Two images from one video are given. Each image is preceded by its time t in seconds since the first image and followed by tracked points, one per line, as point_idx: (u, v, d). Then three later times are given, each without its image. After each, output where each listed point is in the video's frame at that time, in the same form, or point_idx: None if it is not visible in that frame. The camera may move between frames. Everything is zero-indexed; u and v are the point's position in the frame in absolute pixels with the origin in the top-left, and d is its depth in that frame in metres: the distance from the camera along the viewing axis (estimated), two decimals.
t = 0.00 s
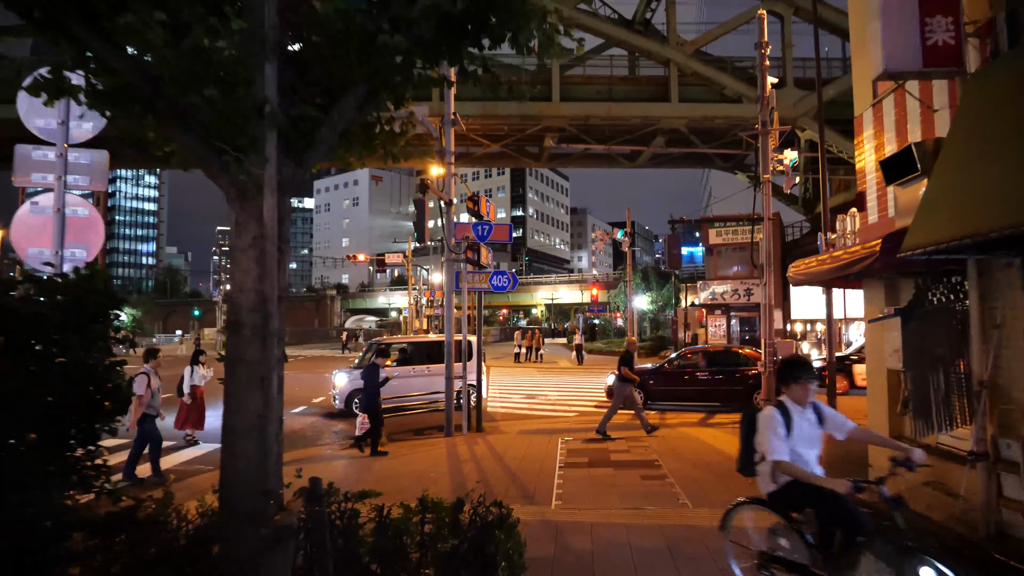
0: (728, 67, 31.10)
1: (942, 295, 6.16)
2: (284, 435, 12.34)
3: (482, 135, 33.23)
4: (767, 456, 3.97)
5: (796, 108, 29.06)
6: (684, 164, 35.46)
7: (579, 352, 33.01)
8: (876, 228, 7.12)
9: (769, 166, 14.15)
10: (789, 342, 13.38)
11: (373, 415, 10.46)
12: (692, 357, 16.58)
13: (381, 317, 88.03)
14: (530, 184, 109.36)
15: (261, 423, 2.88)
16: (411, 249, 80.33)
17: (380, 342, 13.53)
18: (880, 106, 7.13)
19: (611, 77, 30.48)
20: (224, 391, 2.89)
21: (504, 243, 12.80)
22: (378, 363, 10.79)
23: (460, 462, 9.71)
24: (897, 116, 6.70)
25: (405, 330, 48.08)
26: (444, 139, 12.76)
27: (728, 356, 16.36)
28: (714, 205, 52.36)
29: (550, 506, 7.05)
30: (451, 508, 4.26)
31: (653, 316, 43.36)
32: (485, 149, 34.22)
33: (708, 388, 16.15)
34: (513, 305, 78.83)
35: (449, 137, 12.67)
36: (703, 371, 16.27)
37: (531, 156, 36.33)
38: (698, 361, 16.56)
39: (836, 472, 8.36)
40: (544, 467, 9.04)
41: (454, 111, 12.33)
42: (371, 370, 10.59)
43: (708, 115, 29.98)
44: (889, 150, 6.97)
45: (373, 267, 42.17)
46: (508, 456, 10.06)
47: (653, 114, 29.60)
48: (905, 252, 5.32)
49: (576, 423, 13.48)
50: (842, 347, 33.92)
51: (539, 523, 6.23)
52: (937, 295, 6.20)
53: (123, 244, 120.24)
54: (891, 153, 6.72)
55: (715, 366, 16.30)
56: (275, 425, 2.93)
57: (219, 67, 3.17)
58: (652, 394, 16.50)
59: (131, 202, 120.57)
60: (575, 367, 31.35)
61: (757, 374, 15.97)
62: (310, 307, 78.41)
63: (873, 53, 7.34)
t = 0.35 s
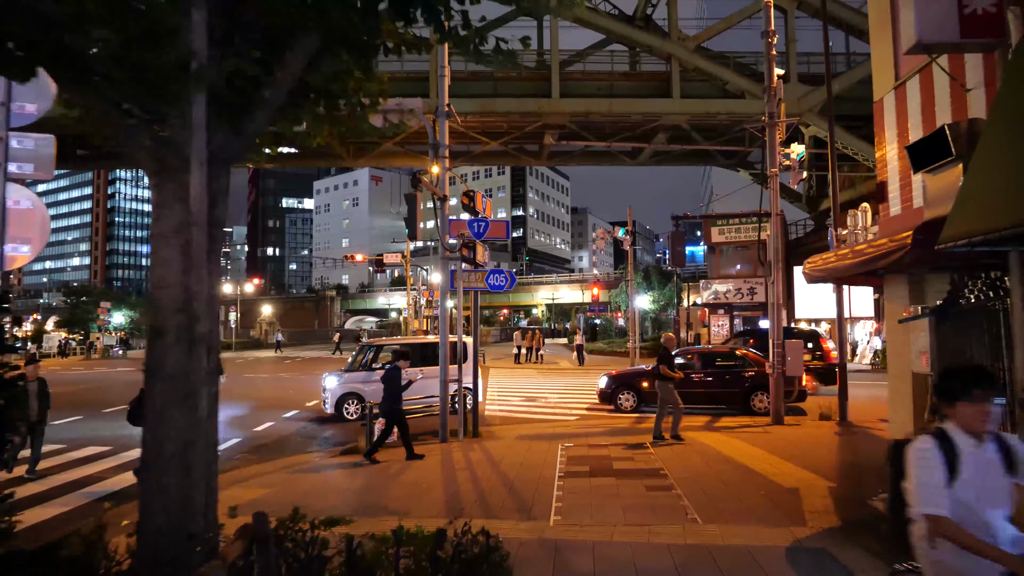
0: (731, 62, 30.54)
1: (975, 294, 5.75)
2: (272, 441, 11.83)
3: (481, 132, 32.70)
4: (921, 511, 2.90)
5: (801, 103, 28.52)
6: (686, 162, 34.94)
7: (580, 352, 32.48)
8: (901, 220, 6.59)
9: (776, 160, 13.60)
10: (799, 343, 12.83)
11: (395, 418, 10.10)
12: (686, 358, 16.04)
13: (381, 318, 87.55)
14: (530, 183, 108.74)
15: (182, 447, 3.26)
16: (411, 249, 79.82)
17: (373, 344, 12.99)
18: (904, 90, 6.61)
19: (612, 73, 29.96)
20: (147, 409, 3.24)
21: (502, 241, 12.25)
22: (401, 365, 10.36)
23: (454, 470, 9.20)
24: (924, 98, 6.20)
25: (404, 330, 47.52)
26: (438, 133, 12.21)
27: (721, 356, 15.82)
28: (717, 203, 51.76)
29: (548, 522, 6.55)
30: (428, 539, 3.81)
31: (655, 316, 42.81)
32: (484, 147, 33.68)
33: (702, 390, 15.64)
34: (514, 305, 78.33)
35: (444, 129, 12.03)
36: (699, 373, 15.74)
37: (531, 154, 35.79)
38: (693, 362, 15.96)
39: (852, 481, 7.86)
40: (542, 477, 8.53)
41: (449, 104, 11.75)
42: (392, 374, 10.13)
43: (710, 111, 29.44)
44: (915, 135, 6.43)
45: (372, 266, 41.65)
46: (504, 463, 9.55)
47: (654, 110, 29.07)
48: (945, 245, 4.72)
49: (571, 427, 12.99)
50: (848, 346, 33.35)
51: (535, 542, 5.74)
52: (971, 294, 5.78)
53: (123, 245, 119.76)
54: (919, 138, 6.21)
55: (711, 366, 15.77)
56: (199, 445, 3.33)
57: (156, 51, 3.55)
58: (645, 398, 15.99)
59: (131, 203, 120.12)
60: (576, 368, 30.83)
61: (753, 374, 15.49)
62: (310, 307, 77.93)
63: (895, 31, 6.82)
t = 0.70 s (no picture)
0: (734, 58, 30.04)
1: (1013, 285, 5.22)
2: (258, 444, 11.34)
3: (480, 129, 32.20)
4: None
5: (805, 99, 28.03)
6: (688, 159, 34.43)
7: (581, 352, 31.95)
8: (924, 208, 6.11)
9: (784, 153, 13.09)
10: (807, 344, 12.33)
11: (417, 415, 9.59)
12: (682, 358, 15.53)
13: (381, 318, 87.11)
14: (531, 183, 108.20)
15: (63, 467, 3.22)
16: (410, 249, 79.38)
17: (364, 343, 12.54)
18: (927, 67, 6.12)
19: (613, 68, 29.47)
20: (31, 424, 3.19)
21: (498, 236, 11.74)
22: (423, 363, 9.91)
23: (445, 475, 8.71)
24: (952, 74, 5.70)
25: (403, 331, 46.97)
26: (432, 123, 11.69)
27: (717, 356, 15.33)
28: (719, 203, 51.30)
29: (544, 534, 6.10)
30: (397, 568, 3.36)
31: (656, 315, 42.30)
32: (483, 144, 33.23)
33: (696, 392, 15.15)
34: (514, 305, 77.95)
35: (436, 118, 11.50)
36: (694, 374, 15.22)
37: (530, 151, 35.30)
38: (689, 364, 15.43)
39: (867, 489, 7.36)
40: (537, 483, 8.04)
41: (442, 93, 11.37)
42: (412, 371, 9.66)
43: (713, 108, 28.91)
44: (939, 115, 5.93)
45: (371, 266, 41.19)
46: (498, 468, 9.06)
47: (655, 106, 28.58)
48: (984, 229, 4.22)
49: (564, 429, 12.50)
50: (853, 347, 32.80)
51: (528, 557, 5.30)
52: (1007, 285, 5.26)
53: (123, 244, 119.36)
54: (944, 119, 5.72)
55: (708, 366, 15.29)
56: (85, 465, 3.27)
57: None
58: (638, 398, 15.56)
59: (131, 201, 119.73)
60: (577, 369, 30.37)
61: (751, 376, 15.00)
62: (309, 306, 77.45)
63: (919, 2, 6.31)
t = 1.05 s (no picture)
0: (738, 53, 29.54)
1: None
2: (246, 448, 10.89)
3: (480, 126, 31.71)
4: None
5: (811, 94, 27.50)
6: (692, 157, 33.94)
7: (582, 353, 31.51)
8: (956, 197, 5.62)
9: (794, 145, 12.58)
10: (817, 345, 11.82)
11: (443, 419, 9.11)
12: (682, 359, 15.03)
13: (382, 318, 86.61)
14: (532, 182, 107.70)
15: None
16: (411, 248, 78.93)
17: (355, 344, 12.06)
18: (960, 44, 5.63)
19: (615, 64, 28.98)
20: None
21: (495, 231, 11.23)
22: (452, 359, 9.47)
23: (438, 483, 8.21)
24: (990, 49, 5.20)
25: (403, 331, 46.49)
26: (425, 114, 11.18)
27: (717, 357, 14.83)
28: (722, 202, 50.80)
29: (541, 551, 5.60)
30: None
31: (659, 315, 41.74)
32: (483, 142, 32.76)
33: (696, 394, 14.63)
34: (515, 305, 77.45)
35: (431, 109, 11.03)
36: (694, 375, 14.72)
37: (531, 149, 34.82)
38: (690, 365, 14.97)
39: (886, 500, 6.87)
40: (534, 493, 7.55)
41: (439, 83, 10.86)
42: (439, 371, 9.22)
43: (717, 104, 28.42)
44: (974, 96, 5.43)
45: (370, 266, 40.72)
46: (494, 476, 8.58)
47: (658, 102, 28.06)
48: None
49: (562, 433, 12.01)
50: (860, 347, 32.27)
51: None
52: None
53: (125, 244, 119.17)
54: (981, 99, 5.22)
55: (709, 367, 14.79)
56: None
57: None
58: (637, 401, 15.07)
59: (132, 201, 119.68)
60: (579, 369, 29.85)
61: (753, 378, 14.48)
62: (310, 306, 77.09)
63: None
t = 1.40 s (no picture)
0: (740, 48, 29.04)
1: None
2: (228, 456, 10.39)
3: (477, 123, 31.17)
4: None
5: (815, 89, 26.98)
6: (693, 154, 33.42)
7: (583, 354, 30.99)
8: (991, 186, 5.16)
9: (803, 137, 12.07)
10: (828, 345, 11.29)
11: (471, 423, 8.69)
12: (681, 361, 14.55)
13: (381, 318, 85.94)
14: (531, 181, 107.19)
15: None
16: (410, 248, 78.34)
17: (340, 346, 11.65)
18: (995, 19, 5.17)
19: (614, 59, 28.46)
20: None
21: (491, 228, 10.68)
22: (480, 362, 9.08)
23: (428, 496, 7.70)
24: None
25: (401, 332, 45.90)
26: (416, 103, 10.61)
27: (716, 358, 14.34)
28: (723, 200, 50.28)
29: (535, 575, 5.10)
30: None
31: (660, 315, 41.14)
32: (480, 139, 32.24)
33: (695, 397, 14.12)
34: (515, 305, 76.76)
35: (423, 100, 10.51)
36: (693, 377, 14.23)
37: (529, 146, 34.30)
38: (688, 366, 14.49)
39: (909, 515, 6.36)
40: (531, 505, 7.05)
41: (430, 71, 10.31)
42: (466, 372, 8.83)
43: (719, 99, 27.94)
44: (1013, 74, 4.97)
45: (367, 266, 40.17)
46: (488, 486, 8.09)
47: (659, 97, 27.54)
48: None
49: (559, 439, 11.48)
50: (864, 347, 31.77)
51: None
52: None
53: (123, 245, 118.66)
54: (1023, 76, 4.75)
55: (708, 368, 14.29)
56: None
57: None
58: (634, 404, 14.58)
59: (131, 202, 119.18)
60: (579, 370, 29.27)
61: (755, 379, 13.96)
62: (308, 307, 76.52)
63: None
